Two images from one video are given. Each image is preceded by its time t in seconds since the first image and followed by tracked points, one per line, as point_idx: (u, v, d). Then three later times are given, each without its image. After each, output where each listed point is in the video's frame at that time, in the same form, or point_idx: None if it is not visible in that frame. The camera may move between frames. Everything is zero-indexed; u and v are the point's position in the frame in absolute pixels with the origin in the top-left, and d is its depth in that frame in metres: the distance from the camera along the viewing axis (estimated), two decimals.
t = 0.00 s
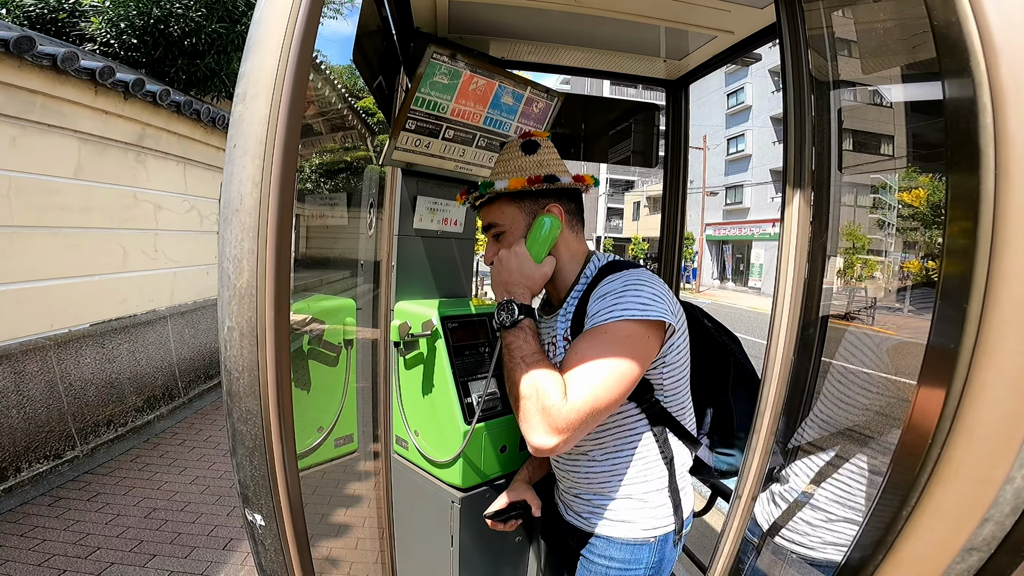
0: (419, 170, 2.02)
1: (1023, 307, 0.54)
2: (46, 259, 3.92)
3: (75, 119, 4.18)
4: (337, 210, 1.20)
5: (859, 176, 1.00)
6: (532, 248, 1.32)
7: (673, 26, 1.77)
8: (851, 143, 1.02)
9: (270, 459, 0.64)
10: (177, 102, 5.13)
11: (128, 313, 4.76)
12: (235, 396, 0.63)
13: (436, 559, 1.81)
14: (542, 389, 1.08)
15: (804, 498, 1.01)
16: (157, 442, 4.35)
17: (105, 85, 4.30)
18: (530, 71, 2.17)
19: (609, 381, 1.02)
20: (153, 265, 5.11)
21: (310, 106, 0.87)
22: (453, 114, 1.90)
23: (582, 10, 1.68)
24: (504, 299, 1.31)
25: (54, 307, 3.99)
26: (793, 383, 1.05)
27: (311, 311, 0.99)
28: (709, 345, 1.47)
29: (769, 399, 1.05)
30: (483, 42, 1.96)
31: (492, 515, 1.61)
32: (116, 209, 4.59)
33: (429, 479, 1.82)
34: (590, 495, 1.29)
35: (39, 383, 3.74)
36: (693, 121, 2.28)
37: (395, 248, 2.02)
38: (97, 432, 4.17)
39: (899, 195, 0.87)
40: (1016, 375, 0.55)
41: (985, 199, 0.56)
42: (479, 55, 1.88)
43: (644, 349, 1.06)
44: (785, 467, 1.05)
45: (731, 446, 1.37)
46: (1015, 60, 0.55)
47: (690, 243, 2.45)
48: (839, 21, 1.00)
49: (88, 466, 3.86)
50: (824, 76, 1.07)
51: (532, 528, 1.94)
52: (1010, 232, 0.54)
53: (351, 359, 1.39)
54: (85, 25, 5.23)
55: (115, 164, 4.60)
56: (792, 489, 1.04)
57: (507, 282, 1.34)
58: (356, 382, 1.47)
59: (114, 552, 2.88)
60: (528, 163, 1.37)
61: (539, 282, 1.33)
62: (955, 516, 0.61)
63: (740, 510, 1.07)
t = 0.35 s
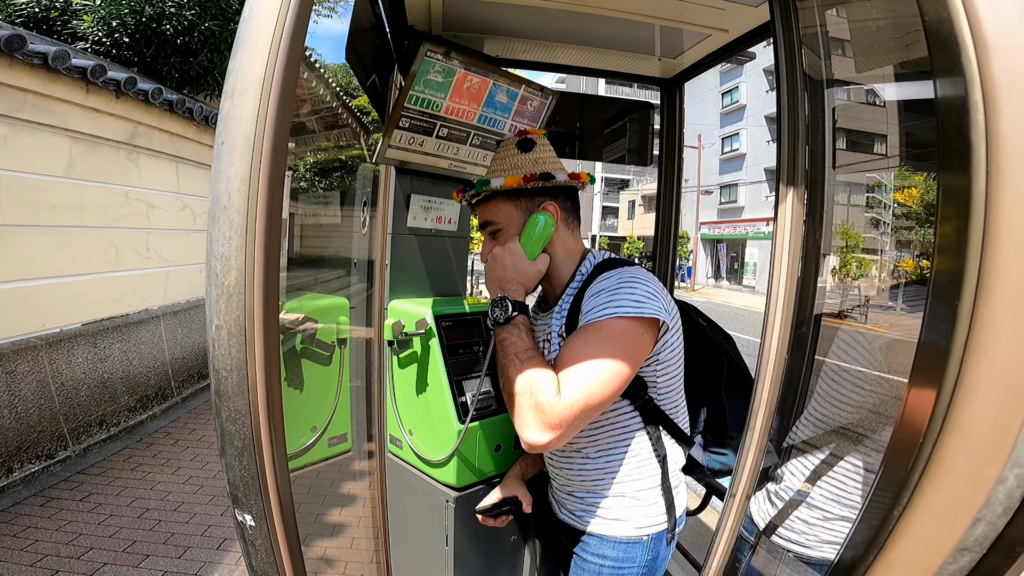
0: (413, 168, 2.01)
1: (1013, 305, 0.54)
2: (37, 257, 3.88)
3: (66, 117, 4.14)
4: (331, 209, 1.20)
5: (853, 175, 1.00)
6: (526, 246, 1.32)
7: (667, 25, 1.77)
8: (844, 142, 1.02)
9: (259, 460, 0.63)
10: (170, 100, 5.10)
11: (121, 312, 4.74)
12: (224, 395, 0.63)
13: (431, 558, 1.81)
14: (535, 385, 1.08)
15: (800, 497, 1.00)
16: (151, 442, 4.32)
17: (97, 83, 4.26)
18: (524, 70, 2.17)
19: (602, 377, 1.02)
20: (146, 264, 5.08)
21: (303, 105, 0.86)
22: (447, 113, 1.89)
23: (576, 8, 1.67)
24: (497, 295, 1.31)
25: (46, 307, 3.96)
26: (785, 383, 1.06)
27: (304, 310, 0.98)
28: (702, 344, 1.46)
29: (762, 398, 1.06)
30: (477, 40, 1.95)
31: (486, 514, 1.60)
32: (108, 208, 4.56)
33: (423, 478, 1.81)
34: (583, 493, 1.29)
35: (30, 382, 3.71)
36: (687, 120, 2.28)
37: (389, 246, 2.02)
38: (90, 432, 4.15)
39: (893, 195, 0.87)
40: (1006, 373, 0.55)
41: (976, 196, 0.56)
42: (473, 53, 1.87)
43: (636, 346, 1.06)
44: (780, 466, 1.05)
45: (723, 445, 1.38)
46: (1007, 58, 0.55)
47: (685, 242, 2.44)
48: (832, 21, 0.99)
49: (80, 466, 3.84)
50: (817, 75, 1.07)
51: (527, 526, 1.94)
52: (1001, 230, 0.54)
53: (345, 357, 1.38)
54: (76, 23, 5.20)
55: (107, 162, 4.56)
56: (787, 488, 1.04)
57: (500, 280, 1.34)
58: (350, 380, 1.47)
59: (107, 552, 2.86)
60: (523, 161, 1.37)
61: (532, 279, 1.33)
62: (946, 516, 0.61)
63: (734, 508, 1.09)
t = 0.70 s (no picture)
0: (413, 169, 2.01)
1: (1013, 302, 0.54)
2: (41, 261, 3.90)
3: (68, 122, 4.16)
4: (332, 211, 1.20)
5: (854, 173, 0.99)
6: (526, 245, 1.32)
7: (666, 24, 1.77)
8: (845, 140, 1.01)
9: (262, 463, 0.64)
10: (171, 104, 5.12)
11: (125, 315, 4.76)
12: (225, 399, 0.63)
13: (436, 559, 1.81)
14: (537, 386, 1.08)
15: (804, 495, 1.00)
16: (155, 445, 4.34)
17: (98, 88, 4.28)
18: (525, 71, 2.17)
19: (603, 377, 1.02)
20: (149, 267, 5.10)
21: (304, 108, 0.86)
22: (447, 114, 1.90)
23: (575, 8, 1.67)
24: (499, 296, 1.31)
25: (50, 310, 3.98)
26: (787, 384, 1.04)
27: (307, 312, 0.99)
28: (705, 344, 1.47)
29: (764, 401, 1.04)
30: (477, 41, 1.95)
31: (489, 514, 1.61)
32: (110, 211, 4.57)
33: (427, 479, 1.82)
34: (587, 492, 1.29)
35: (35, 386, 3.73)
36: (687, 119, 2.27)
37: (391, 248, 2.02)
38: (95, 435, 4.16)
39: (895, 192, 0.87)
40: (1006, 372, 0.55)
41: (974, 194, 0.56)
42: (473, 54, 1.87)
43: (638, 346, 1.06)
44: (783, 465, 1.04)
45: (728, 445, 1.36)
46: (1003, 56, 0.55)
47: (687, 241, 2.44)
48: (832, 19, 0.99)
49: (86, 469, 3.85)
50: (816, 73, 1.07)
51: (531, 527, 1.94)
52: (1000, 227, 0.54)
53: (348, 359, 1.39)
54: (78, 27, 5.22)
55: (109, 166, 4.58)
56: (792, 487, 1.04)
57: (502, 281, 1.34)
58: (353, 382, 1.47)
59: (112, 555, 2.87)
60: (525, 160, 1.36)
61: (533, 280, 1.34)
62: (948, 516, 0.60)
63: (738, 508, 1.07)
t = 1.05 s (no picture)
0: (412, 162, 2.00)
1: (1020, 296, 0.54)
2: (37, 254, 3.88)
3: (64, 114, 4.13)
4: (330, 203, 1.19)
5: (853, 170, 0.99)
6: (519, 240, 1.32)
7: (667, 18, 1.76)
8: (845, 137, 1.01)
9: (260, 457, 0.63)
10: (168, 96, 5.08)
11: (122, 309, 4.74)
12: (223, 390, 0.62)
13: (433, 553, 1.82)
14: (529, 388, 1.07)
15: (805, 495, 0.99)
16: (152, 438, 4.33)
17: (94, 80, 4.25)
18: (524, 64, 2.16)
19: (595, 380, 1.02)
20: (146, 259, 5.08)
21: (302, 99, 0.85)
22: (446, 106, 1.89)
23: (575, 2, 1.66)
24: (490, 293, 1.30)
25: (46, 303, 3.96)
26: (787, 374, 1.06)
27: (305, 305, 0.98)
28: (704, 338, 1.47)
29: (763, 394, 1.06)
30: (477, 34, 1.94)
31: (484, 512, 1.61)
32: (107, 204, 4.55)
33: (424, 473, 1.82)
34: (582, 491, 1.29)
35: (32, 379, 3.72)
36: (687, 114, 2.27)
37: (389, 241, 2.02)
38: (92, 428, 4.15)
39: (893, 188, 0.87)
40: (1013, 366, 0.55)
41: (980, 188, 0.56)
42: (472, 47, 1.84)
43: (632, 346, 1.06)
44: (783, 464, 1.05)
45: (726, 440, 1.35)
46: (1012, 50, 0.54)
47: (685, 237, 2.44)
48: (834, 14, 0.98)
49: (82, 462, 3.84)
50: (819, 68, 1.07)
51: (528, 522, 1.94)
52: (1005, 221, 0.54)
53: (346, 353, 1.38)
54: (73, 18, 5.17)
55: (106, 159, 4.55)
56: (792, 486, 1.04)
57: (494, 278, 1.33)
58: (350, 376, 1.46)
59: (110, 548, 2.87)
60: (518, 152, 1.35)
61: (526, 277, 1.32)
62: (951, 510, 0.60)
63: (735, 504, 1.08)
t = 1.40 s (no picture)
0: (416, 164, 2.01)
1: (1018, 292, 0.54)
2: (42, 257, 3.91)
3: (68, 118, 4.15)
4: (334, 206, 1.20)
5: (856, 169, 1.00)
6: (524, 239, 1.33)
7: (668, 19, 1.77)
8: (846, 136, 1.01)
9: (270, 457, 0.64)
10: (171, 99, 5.11)
11: (126, 311, 4.77)
12: (232, 390, 0.63)
13: (437, 554, 1.82)
14: (535, 391, 1.08)
15: (812, 497, 0.99)
16: (157, 440, 4.35)
17: (98, 83, 4.28)
18: (526, 66, 2.17)
19: (602, 385, 1.03)
20: (150, 262, 5.10)
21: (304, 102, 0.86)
22: (448, 109, 1.90)
23: (576, 4, 1.67)
24: (497, 295, 1.30)
25: (51, 306, 3.99)
26: (790, 375, 1.07)
27: (309, 306, 0.99)
28: (710, 342, 1.48)
29: (767, 393, 1.07)
30: (478, 36, 1.95)
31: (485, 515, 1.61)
32: (111, 207, 4.57)
33: (429, 474, 1.83)
34: (583, 493, 1.29)
35: (38, 381, 3.74)
36: (689, 114, 2.27)
37: (393, 243, 2.03)
38: (98, 431, 4.17)
39: (895, 186, 0.87)
40: (1010, 362, 0.55)
41: (977, 185, 0.56)
42: (474, 49, 1.87)
43: (639, 350, 1.06)
44: (787, 467, 1.06)
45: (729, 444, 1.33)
46: (1004, 51, 0.55)
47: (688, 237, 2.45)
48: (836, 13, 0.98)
49: (89, 465, 3.86)
50: (819, 68, 1.07)
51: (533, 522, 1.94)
52: (1002, 217, 0.54)
53: (350, 354, 1.39)
54: (76, 23, 5.21)
55: (110, 162, 4.58)
56: (797, 488, 1.04)
57: (500, 278, 1.34)
58: (355, 377, 1.47)
59: (116, 550, 2.89)
60: (525, 151, 1.36)
61: (532, 277, 1.34)
62: (952, 506, 0.60)
63: (740, 503, 1.09)
